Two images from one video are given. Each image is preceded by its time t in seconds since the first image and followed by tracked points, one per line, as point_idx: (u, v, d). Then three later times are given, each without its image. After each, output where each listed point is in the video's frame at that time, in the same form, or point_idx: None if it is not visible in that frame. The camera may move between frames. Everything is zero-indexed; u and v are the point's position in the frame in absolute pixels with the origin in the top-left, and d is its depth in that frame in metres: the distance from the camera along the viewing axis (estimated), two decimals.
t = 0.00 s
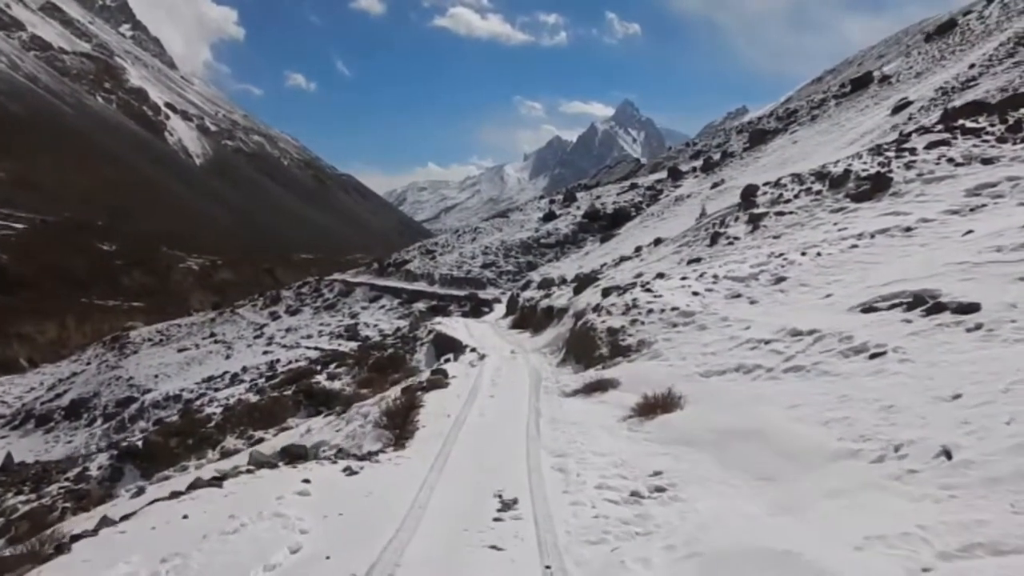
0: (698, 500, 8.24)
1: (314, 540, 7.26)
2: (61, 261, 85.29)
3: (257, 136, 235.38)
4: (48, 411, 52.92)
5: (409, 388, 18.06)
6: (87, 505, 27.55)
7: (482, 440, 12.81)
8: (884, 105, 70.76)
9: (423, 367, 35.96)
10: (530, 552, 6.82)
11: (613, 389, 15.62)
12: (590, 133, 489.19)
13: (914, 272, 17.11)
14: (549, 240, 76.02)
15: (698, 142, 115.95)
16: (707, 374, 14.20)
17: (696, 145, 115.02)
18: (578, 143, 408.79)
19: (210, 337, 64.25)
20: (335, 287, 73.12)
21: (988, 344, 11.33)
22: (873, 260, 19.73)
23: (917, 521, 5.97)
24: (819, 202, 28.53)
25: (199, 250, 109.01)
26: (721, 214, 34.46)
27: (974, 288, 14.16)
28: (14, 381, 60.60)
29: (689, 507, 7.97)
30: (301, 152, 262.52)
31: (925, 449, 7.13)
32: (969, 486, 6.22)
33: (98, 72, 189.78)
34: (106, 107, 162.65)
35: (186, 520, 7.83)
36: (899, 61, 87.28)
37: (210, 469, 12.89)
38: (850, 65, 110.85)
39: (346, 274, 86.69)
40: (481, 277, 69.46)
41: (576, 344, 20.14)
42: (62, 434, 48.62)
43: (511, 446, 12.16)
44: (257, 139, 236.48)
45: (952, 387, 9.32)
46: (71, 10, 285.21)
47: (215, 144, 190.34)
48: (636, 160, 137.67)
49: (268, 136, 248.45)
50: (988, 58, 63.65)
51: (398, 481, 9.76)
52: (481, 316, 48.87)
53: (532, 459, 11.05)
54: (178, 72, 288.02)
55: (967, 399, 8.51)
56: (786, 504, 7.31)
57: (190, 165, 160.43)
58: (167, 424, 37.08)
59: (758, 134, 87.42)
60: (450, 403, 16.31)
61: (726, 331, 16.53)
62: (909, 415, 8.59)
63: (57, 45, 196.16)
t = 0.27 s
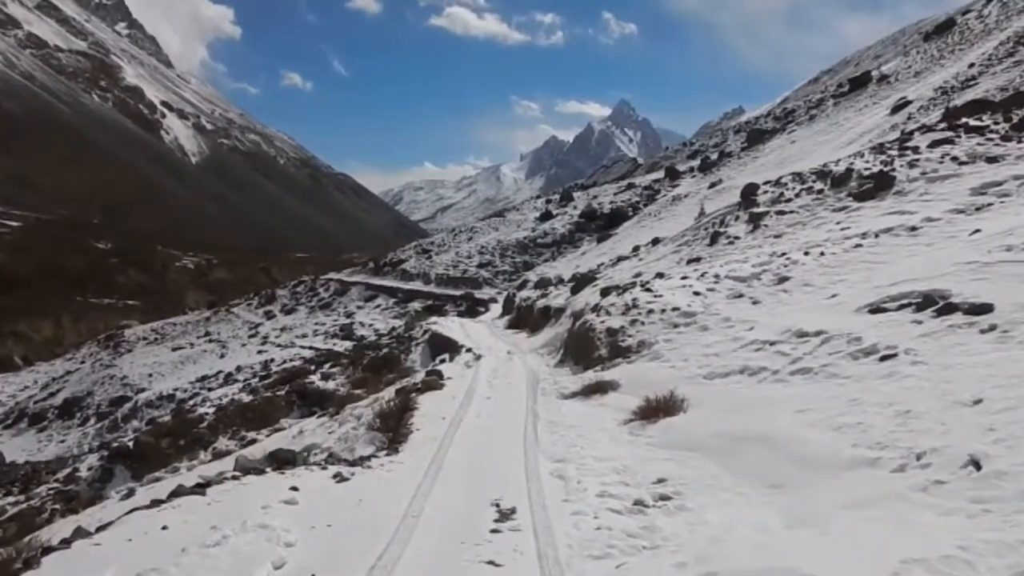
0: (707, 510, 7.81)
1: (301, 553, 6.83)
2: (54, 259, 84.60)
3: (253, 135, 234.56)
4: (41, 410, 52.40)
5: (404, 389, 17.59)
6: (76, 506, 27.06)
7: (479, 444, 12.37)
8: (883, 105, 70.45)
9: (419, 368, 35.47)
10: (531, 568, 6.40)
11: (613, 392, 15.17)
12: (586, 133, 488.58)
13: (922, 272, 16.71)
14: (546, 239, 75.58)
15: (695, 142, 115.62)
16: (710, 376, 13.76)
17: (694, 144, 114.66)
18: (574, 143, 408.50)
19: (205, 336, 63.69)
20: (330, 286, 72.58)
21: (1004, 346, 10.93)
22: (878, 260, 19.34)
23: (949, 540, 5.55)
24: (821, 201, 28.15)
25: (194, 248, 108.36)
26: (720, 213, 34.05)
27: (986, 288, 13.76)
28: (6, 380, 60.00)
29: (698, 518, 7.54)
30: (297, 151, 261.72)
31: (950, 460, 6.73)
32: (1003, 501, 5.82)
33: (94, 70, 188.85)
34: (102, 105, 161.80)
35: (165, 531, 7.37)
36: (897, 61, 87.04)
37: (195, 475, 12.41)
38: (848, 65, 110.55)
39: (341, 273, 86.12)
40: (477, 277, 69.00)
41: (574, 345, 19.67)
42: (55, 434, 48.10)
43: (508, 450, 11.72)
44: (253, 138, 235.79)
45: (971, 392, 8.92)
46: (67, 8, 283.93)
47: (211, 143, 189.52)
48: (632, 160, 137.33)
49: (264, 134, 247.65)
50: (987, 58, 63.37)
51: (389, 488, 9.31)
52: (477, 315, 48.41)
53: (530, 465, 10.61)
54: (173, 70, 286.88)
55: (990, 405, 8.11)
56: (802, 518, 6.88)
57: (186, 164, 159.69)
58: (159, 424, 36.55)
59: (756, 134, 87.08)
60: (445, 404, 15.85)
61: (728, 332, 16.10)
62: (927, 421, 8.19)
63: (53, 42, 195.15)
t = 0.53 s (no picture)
0: (720, 524, 7.30)
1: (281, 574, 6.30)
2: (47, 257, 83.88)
3: (248, 133, 233.72)
4: (33, 410, 51.84)
5: (397, 391, 17.04)
6: (63, 509, 26.50)
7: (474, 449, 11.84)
8: (881, 103, 70.03)
9: (414, 367, 34.93)
10: None
11: (614, 393, 14.65)
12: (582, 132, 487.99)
13: (931, 269, 16.20)
14: (542, 238, 75.07)
15: (693, 141, 115.08)
16: (715, 377, 13.24)
17: (690, 143, 114.26)
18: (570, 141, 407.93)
19: (199, 334, 63.07)
20: (325, 285, 72.00)
21: None
22: (884, 258, 18.83)
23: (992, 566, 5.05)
24: (823, 198, 27.67)
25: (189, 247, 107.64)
26: (720, 210, 33.54)
27: (1000, 286, 13.26)
28: None
29: (710, 532, 7.03)
30: (293, 149, 260.88)
31: (985, 473, 6.23)
32: None
33: (89, 67, 187.82)
34: (97, 103, 160.90)
35: (135, 548, 6.83)
36: (895, 60, 86.64)
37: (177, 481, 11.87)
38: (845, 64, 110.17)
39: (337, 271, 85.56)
40: (473, 275, 68.46)
41: (572, 343, 19.16)
42: (46, 434, 47.53)
43: (505, 455, 11.23)
44: (249, 136, 234.84)
45: (995, 395, 8.41)
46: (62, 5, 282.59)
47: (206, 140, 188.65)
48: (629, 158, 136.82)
49: (260, 131, 246.62)
50: (987, 56, 62.95)
51: (378, 498, 8.78)
52: (473, 314, 47.87)
53: (528, 471, 10.09)
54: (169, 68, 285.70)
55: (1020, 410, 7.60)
56: (821, 537, 6.40)
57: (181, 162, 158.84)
58: (150, 425, 35.98)
59: (753, 133, 86.67)
60: (441, 405, 15.34)
61: (732, 332, 15.58)
62: (953, 427, 7.68)
63: (47, 40, 194.07)
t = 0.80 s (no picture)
0: (735, 539, 6.77)
1: None
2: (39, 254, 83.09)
3: (243, 130, 232.75)
4: (23, 409, 51.23)
5: (389, 391, 16.47)
6: (49, 511, 25.93)
7: (468, 453, 11.29)
8: (878, 100, 69.58)
9: (408, 366, 34.36)
10: None
11: (613, 394, 14.12)
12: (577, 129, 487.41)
13: (940, 266, 15.68)
14: (537, 235, 74.52)
15: (688, 138, 114.59)
16: (720, 378, 12.71)
17: (686, 140, 113.77)
18: (565, 139, 407.42)
19: (191, 332, 62.41)
20: (319, 282, 71.39)
21: None
22: (890, 254, 18.32)
23: None
24: (824, 193, 27.17)
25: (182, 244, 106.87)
26: (718, 206, 33.03)
27: (1015, 283, 12.74)
28: None
29: (725, 550, 6.51)
30: (287, 146, 259.88)
31: None
32: None
33: (82, 64, 186.66)
34: (90, 100, 159.87)
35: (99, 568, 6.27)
36: (892, 57, 86.21)
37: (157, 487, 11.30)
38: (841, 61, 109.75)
39: (331, 269, 84.95)
40: (468, 272, 67.89)
41: (570, 342, 18.62)
42: (37, 432, 46.93)
43: (502, 459, 10.69)
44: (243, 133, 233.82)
45: None
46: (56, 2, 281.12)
47: (200, 138, 187.66)
48: (624, 155, 136.32)
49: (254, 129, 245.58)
50: (985, 53, 62.49)
51: (367, 508, 8.24)
52: (468, 312, 47.30)
53: (527, 478, 9.54)
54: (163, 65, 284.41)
55: None
56: (848, 558, 5.89)
57: (174, 159, 157.89)
58: (140, 424, 35.37)
59: (749, 130, 86.19)
60: (435, 407, 14.80)
61: (736, 330, 15.04)
62: (984, 433, 7.16)
63: (40, 37, 192.80)
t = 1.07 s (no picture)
0: (749, 557, 6.34)
1: None
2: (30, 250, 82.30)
3: (237, 127, 231.62)
4: (13, 407, 50.64)
5: (381, 392, 15.96)
6: (34, 512, 25.41)
7: (462, 457, 10.84)
8: (875, 99, 69.17)
9: (402, 364, 33.87)
10: None
11: (612, 395, 13.67)
12: (573, 127, 486.72)
13: (949, 264, 15.25)
14: (532, 232, 74.04)
15: (684, 136, 114.18)
16: (724, 378, 12.27)
17: (681, 138, 113.34)
18: (561, 137, 407.00)
19: (184, 330, 61.82)
20: (313, 280, 70.82)
21: None
22: (895, 252, 17.90)
23: None
24: (825, 190, 26.76)
25: (176, 240, 106.09)
26: (717, 203, 32.61)
27: None
28: None
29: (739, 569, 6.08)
30: (282, 143, 258.86)
31: None
32: None
33: (76, 61, 185.38)
34: (83, 96, 158.77)
35: None
36: (889, 55, 85.82)
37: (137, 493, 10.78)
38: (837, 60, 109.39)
39: (325, 266, 84.32)
40: (463, 270, 67.37)
41: (567, 341, 18.14)
42: (26, 431, 46.35)
43: (497, 464, 10.24)
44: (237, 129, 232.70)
45: None
46: None
47: (194, 134, 186.66)
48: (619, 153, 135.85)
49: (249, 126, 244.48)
50: (983, 52, 62.11)
51: (355, 518, 7.78)
52: (463, 310, 46.81)
53: (525, 485, 9.09)
54: (157, 61, 282.93)
55: None
56: None
57: (168, 156, 157.09)
58: (129, 423, 34.82)
59: (746, 128, 85.76)
60: (428, 408, 14.33)
61: (739, 329, 14.60)
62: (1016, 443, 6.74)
63: (34, 32, 191.38)
